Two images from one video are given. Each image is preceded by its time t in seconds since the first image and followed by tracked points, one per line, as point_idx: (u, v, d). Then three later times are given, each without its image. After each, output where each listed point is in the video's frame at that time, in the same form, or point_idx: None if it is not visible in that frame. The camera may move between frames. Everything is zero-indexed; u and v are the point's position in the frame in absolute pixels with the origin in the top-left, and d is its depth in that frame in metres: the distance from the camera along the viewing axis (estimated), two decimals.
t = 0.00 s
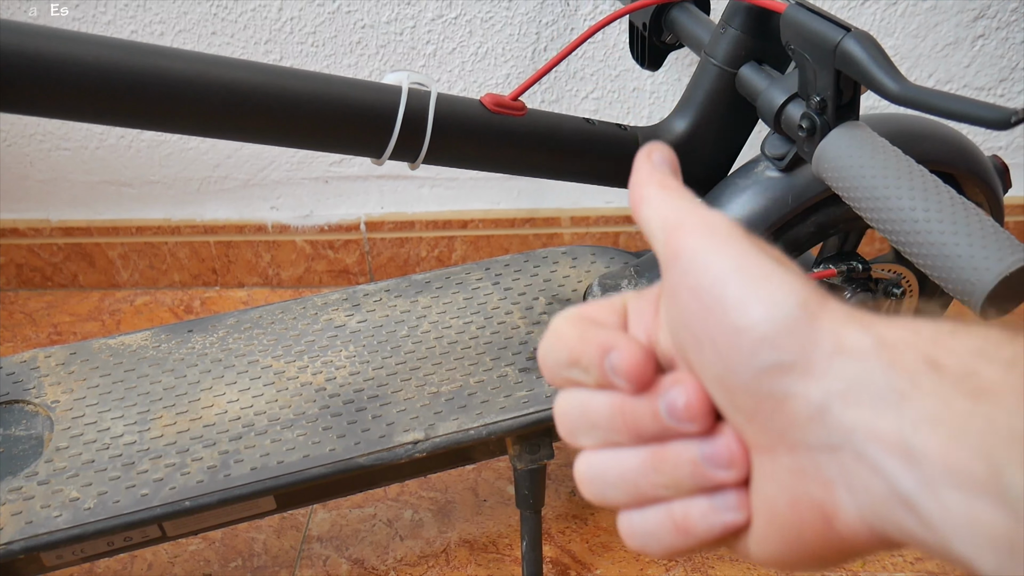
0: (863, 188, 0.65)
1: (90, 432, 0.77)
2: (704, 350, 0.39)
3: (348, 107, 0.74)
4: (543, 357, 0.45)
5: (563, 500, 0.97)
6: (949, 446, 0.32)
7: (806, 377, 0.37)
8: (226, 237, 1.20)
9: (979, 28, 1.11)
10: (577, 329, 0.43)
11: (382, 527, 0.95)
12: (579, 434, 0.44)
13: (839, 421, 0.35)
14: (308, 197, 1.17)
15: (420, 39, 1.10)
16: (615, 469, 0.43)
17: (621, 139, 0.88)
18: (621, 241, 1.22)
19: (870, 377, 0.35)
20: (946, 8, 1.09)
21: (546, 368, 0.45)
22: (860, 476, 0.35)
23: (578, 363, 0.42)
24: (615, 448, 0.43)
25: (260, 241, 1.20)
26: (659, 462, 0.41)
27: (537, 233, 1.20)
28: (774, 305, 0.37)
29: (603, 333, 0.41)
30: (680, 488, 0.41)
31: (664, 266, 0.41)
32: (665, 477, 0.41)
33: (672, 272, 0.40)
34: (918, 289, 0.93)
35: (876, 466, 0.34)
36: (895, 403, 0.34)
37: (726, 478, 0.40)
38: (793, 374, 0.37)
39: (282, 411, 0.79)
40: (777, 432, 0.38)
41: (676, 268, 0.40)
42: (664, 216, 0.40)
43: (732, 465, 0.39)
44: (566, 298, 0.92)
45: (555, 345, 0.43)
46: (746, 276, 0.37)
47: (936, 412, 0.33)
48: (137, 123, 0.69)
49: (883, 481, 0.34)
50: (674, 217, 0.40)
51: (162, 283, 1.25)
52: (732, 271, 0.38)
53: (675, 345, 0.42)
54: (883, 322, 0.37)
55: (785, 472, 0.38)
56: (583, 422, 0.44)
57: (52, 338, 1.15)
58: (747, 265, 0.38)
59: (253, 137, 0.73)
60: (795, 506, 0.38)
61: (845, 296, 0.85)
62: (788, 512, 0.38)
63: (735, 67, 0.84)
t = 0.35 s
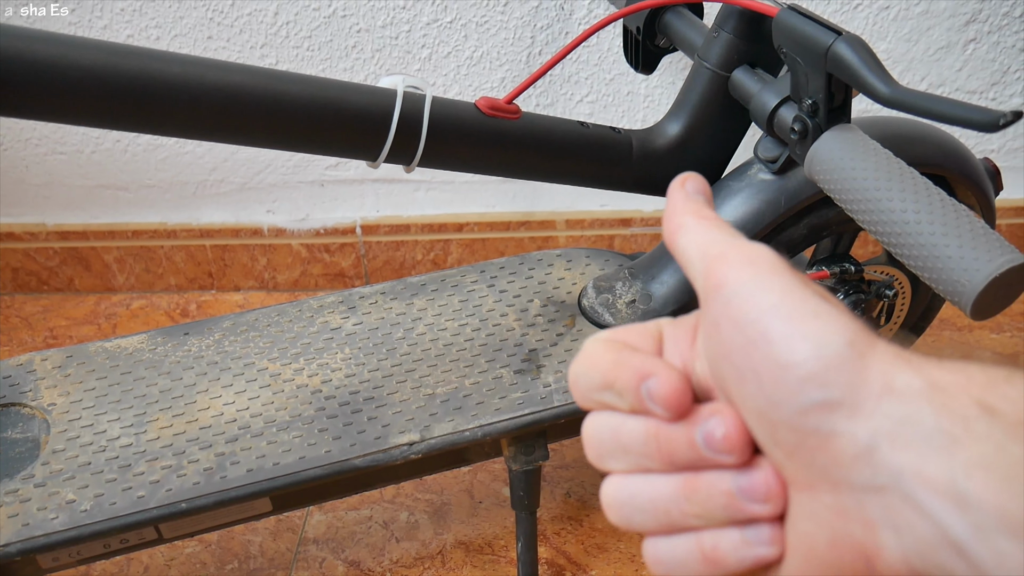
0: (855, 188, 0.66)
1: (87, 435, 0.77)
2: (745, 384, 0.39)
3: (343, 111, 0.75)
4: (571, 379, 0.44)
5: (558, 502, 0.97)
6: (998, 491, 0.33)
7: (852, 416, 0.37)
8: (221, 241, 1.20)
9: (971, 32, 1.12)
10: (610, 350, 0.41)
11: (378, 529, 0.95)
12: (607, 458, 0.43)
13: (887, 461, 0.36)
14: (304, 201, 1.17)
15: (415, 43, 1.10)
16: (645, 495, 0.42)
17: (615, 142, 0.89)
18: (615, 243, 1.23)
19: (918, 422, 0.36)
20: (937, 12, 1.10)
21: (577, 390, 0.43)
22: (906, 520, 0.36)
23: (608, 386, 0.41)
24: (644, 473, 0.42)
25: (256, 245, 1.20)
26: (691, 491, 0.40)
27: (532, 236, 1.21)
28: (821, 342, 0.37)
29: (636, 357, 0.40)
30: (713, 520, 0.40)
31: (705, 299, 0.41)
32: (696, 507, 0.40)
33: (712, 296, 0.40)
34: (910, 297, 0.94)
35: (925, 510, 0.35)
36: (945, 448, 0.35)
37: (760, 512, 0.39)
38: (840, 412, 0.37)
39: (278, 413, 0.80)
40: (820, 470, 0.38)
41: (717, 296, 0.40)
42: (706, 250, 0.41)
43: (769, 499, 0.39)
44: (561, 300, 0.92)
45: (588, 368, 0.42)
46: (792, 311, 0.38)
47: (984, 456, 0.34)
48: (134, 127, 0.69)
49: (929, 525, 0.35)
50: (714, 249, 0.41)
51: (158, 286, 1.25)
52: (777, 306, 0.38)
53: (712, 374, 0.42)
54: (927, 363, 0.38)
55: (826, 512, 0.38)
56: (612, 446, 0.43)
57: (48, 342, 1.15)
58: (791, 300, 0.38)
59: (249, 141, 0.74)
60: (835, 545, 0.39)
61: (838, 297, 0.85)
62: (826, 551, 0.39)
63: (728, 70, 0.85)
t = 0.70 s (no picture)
0: (843, 194, 0.67)
1: (79, 442, 0.77)
2: (789, 398, 0.40)
3: (335, 118, 0.75)
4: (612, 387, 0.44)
5: (551, 506, 0.98)
6: None
7: (901, 432, 0.38)
8: (214, 247, 1.20)
9: (958, 37, 1.13)
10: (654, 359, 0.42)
11: (371, 534, 0.95)
12: (644, 470, 0.44)
13: (937, 480, 0.38)
14: (296, 206, 1.18)
15: (407, 49, 1.11)
16: (683, 507, 0.43)
17: (606, 148, 0.89)
18: (607, 248, 1.23)
19: (973, 439, 0.37)
20: (925, 17, 1.11)
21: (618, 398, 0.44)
22: (959, 539, 0.38)
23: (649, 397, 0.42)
24: (684, 485, 0.43)
25: (249, 250, 1.20)
26: (731, 504, 0.41)
27: (525, 241, 1.21)
28: (868, 358, 0.38)
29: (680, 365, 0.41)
30: (753, 533, 0.41)
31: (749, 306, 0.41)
32: (735, 520, 0.41)
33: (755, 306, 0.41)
34: (898, 298, 0.95)
35: (978, 529, 0.37)
36: (1002, 467, 0.37)
37: (802, 526, 0.40)
38: (889, 428, 0.38)
39: (271, 419, 0.80)
40: (867, 486, 0.39)
41: (758, 307, 0.40)
42: (743, 260, 0.41)
43: (811, 515, 0.40)
44: (553, 305, 0.93)
45: (631, 375, 0.43)
46: (838, 325, 0.38)
47: None
48: (126, 134, 0.69)
49: (981, 541, 0.37)
50: (752, 259, 0.41)
51: (150, 292, 1.25)
52: (823, 319, 0.38)
53: (752, 387, 0.43)
54: (978, 378, 0.40)
55: (872, 528, 0.39)
56: (652, 456, 0.44)
57: (40, 349, 1.15)
58: (836, 313, 0.38)
59: (240, 147, 0.74)
60: (882, 562, 0.40)
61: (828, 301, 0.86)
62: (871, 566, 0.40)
63: (717, 76, 0.86)
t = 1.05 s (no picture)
0: (839, 198, 0.67)
1: (71, 446, 0.77)
2: (805, 409, 0.40)
3: (329, 120, 0.75)
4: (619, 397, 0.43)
5: (546, 510, 0.97)
6: None
7: (921, 443, 0.38)
8: (207, 250, 1.20)
9: (951, 41, 1.14)
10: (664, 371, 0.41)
11: (365, 539, 0.95)
12: (654, 480, 0.44)
13: (957, 491, 0.38)
14: (290, 209, 1.17)
15: (400, 52, 1.11)
16: (693, 517, 0.43)
17: (600, 150, 0.89)
18: (602, 251, 1.23)
19: (995, 451, 0.38)
20: (917, 21, 1.12)
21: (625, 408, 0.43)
22: (978, 551, 0.38)
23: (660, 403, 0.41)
24: (694, 496, 0.43)
25: (241, 254, 1.19)
26: (742, 515, 0.41)
27: (519, 244, 1.21)
28: (886, 368, 0.38)
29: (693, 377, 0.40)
30: (766, 544, 0.41)
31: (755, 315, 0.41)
32: (747, 531, 0.41)
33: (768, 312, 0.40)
34: (891, 300, 0.95)
35: (998, 541, 0.38)
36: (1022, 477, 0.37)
37: (815, 537, 0.40)
38: (907, 440, 0.38)
39: (264, 423, 0.79)
40: (884, 498, 0.39)
41: (773, 313, 0.40)
42: (752, 271, 0.40)
43: (824, 526, 0.40)
44: (547, 307, 0.93)
45: (637, 389, 0.42)
46: (855, 336, 0.38)
47: None
48: (118, 137, 0.69)
49: (1001, 553, 0.38)
50: (762, 270, 0.40)
51: (142, 296, 1.24)
52: (838, 330, 0.38)
53: (763, 396, 0.43)
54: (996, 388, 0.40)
55: (890, 538, 0.40)
56: (662, 465, 0.43)
57: (31, 353, 1.14)
58: (851, 324, 0.38)
59: (233, 150, 0.74)
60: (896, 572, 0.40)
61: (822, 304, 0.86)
62: None
63: (711, 79, 0.86)
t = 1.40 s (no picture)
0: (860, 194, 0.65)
1: (90, 443, 0.76)
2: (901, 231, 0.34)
3: (353, 118, 0.74)
4: (662, 238, 0.27)
5: (563, 512, 0.97)
6: None
7: None
8: (222, 247, 1.19)
9: (975, 43, 1.13)
10: (738, 160, 0.26)
11: (381, 538, 0.94)
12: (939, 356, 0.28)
13: None
14: (306, 207, 1.17)
15: (419, 50, 1.10)
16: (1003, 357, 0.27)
17: (624, 150, 0.88)
18: (619, 252, 1.23)
19: None
20: (941, 23, 1.10)
21: (679, 261, 0.26)
22: None
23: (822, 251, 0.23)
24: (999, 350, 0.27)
25: (257, 251, 1.19)
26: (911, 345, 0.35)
27: (535, 244, 1.21)
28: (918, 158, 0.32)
29: (784, 156, 0.25)
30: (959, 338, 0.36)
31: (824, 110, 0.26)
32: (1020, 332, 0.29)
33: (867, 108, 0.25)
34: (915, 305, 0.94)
35: None
36: None
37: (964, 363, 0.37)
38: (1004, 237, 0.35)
39: (283, 421, 0.79)
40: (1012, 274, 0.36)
41: (901, 102, 0.24)
42: (861, 166, 0.23)
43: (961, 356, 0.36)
44: (568, 308, 0.92)
45: (779, 221, 0.23)
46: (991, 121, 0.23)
47: None
48: (141, 133, 0.68)
49: None
50: (860, 159, 0.23)
51: (157, 292, 1.24)
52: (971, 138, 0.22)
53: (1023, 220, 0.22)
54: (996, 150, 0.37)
55: None
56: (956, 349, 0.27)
57: (47, 348, 1.14)
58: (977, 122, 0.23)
59: (256, 146, 0.73)
60: None
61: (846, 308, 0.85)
62: None
63: (736, 79, 0.85)
